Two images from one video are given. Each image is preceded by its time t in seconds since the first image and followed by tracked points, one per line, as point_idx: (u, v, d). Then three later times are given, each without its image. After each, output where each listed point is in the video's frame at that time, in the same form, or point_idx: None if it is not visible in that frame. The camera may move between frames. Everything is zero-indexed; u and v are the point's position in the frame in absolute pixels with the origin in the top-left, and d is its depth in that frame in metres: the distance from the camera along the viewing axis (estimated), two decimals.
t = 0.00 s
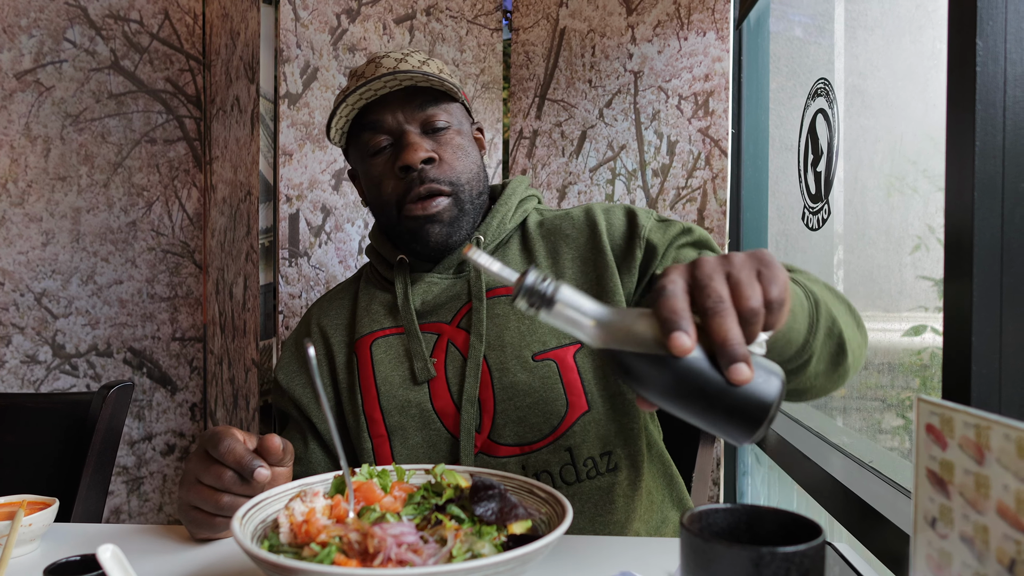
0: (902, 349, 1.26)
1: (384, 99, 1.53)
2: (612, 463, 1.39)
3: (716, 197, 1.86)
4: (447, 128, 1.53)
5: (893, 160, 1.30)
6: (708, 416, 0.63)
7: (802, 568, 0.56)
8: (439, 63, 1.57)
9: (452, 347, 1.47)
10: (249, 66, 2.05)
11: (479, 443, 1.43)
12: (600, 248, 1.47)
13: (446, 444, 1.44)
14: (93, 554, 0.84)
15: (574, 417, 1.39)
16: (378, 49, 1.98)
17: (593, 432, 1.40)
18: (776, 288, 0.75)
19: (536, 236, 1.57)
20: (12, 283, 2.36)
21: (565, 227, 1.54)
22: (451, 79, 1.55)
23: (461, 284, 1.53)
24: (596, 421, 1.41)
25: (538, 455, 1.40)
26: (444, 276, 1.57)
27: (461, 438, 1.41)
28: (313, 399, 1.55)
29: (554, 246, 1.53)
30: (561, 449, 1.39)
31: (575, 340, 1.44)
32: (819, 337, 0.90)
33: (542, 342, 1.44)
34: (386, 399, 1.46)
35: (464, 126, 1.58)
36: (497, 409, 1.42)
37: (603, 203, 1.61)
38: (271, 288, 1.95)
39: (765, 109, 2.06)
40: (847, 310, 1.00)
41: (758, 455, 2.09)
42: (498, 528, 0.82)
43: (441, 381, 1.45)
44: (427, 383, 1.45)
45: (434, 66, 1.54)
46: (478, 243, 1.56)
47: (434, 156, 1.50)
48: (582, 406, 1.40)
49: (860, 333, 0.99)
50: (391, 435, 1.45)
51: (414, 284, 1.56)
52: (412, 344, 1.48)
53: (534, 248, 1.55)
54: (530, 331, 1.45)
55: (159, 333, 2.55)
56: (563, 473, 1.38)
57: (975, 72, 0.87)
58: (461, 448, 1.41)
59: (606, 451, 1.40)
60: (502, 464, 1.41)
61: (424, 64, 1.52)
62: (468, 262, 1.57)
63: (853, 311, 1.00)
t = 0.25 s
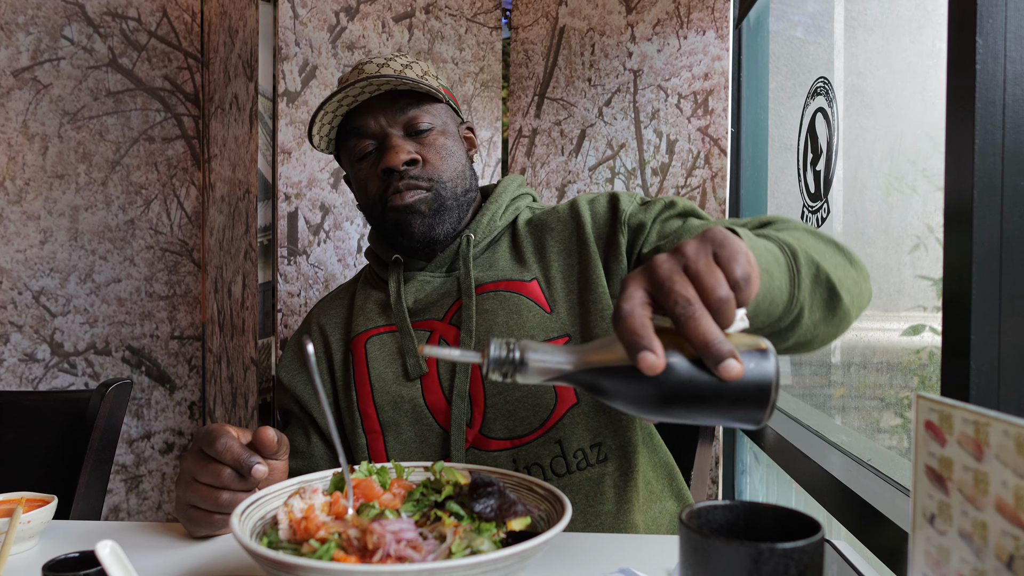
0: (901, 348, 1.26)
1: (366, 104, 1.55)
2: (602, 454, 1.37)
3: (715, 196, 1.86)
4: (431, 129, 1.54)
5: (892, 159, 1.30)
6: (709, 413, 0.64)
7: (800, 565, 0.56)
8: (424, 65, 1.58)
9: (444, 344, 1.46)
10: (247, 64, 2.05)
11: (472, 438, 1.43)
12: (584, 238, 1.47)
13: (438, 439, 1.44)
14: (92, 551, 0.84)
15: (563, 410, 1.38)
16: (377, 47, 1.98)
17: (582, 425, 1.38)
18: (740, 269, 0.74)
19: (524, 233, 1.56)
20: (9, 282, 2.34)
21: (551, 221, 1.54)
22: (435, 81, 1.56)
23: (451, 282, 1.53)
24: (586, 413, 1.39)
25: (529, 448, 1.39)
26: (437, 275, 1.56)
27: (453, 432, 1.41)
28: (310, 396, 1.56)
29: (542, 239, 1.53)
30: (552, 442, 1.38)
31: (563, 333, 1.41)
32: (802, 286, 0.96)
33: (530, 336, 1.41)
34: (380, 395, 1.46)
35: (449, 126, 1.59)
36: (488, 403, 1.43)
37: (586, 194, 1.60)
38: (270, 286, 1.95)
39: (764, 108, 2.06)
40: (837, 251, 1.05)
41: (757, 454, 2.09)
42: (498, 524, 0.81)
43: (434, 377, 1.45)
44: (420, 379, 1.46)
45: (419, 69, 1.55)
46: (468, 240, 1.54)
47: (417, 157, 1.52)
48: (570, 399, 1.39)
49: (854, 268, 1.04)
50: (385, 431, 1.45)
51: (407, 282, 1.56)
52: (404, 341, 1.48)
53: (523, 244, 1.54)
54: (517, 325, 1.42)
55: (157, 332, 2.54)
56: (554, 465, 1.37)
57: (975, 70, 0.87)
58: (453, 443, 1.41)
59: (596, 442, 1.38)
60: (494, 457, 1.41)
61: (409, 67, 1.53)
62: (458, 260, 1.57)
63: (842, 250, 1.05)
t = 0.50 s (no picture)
0: (901, 346, 1.26)
1: (359, 104, 1.55)
2: (601, 447, 1.37)
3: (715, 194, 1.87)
4: (424, 127, 1.53)
5: (893, 157, 1.29)
6: (700, 392, 0.64)
7: (801, 560, 0.55)
8: (417, 62, 1.57)
9: (443, 340, 1.47)
10: (247, 60, 2.05)
11: (471, 434, 1.43)
12: (578, 230, 1.46)
13: (438, 435, 1.44)
14: (93, 545, 0.84)
15: (561, 404, 1.38)
16: (377, 43, 1.98)
17: (580, 419, 1.39)
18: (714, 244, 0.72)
19: (521, 229, 1.56)
20: (9, 278, 2.34)
21: (546, 215, 1.53)
22: (428, 79, 1.56)
23: (450, 279, 1.53)
24: (584, 407, 1.39)
25: (528, 442, 1.39)
26: (437, 272, 1.56)
27: (452, 428, 1.41)
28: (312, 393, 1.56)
29: (538, 234, 1.52)
30: (551, 436, 1.38)
31: (560, 327, 1.41)
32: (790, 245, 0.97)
33: (528, 331, 1.41)
34: (380, 392, 1.46)
35: (444, 123, 1.57)
36: (487, 398, 1.42)
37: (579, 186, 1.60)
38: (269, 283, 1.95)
39: (765, 106, 2.06)
40: (827, 213, 1.11)
41: (757, 451, 2.09)
42: (497, 520, 0.81)
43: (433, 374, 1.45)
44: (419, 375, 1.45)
45: (412, 66, 1.55)
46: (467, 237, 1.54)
47: (411, 156, 1.51)
48: (569, 393, 1.39)
49: (844, 227, 1.09)
50: (386, 428, 1.46)
51: (406, 280, 1.55)
52: (404, 339, 1.48)
53: (519, 240, 1.54)
54: (515, 320, 1.42)
55: (157, 329, 2.54)
56: (554, 459, 1.37)
57: (978, 66, 0.86)
58: (452, 439, 1.41)
59: (595, 437, 1.38)
60: (493, 452, 1.41)
61: (401, 66, 1.52)
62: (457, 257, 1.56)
63: (830, 211, 1.11)
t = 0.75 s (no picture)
0: (900, 345, 1.26)
1: (356, 104, 1.55)
2: (600, 447, 1.37)
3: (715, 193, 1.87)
4: (422, 127, 1.53)
5: (893, 157, 1.29)
6: (691, 392, 0.64)
7: (799, 561, 0.55)
8: (414, 61, 1.57)
9: (441, 340, 1.47)
10: (247, 59, 2.04)
11: (470, 433, 1.43)
12: (576, 229, 1.46)
13: (437, 435, 1.44)
14: (93, 545, 0.84)
15: (560, 404, 1.38)
16: (377, 42, 1.97)
17: (579, 418, 1.39)
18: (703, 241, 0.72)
19: (519, 229, 1.56)
20: (9, 277, 2.34)
21: (544, 214, 1.53)
22: (426, 78, 1.56)
23: (449, 279, 1.53)
24: (583, 406, 1.40)
25: (527, 442, 1.39)
26: (436, 272, 1.56)
27: (451, 427, 1.41)
28: (311, 391, 1.56)
29: (536, 234, 1.52)
30: (550, 435, 1.38)
31: (559, 326, 1.41)
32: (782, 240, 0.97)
33: (526, 330, 1.41)
34: (379, 392, 1.47)
35: (441, 122, 1.57)
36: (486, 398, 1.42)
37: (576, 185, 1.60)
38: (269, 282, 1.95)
39: (764, 105, 2.06)
40: (823, 209, 1.12)
41: (756, 451, 2.09)
42: (496, 520, 0.82)
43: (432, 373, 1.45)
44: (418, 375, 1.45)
45: (410, 66, 1.54)
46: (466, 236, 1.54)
47: (410, 155, 1.51)
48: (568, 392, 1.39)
49: (840, 223, 1.10)
50: (385, 428, 1.46)
51: (405, 279, 1.55)
52: (403, 338, 1.48)
53: (517, 240, 1.54)
54: (513, 320, 1.42)
55: (157, 328, 2.54)
56: (552, 459, 1.37)
57: (977, 66, 0.86)
58: (451, 439, 1.41)
59: (594, 436, 1.38)
60: (492, 452, 1.41)
61: (400, 65, 1.52)
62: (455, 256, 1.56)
63: (826, 206, 1.12)
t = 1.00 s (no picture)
0: (901, 346, 1.26)
1: (354, 106, 1.54)
2: (600, 447, 1.37)
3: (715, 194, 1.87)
4: (422, 128, 1.52)
5: (893, 157, 1.29)
6: (700, 388, 0.63)
7: (799, 563, 0.55)
8: (414, 61, 1.57)
9: (441, 340, 1.46)
10: (247, 59, 2.04)
11: (470, 434, 1.43)
12: (576, 228, 1.46)
13: (437, 435, 1.44)
14: (91, 546, 0.83)
15: (560, 404, 1.38)
16: (377, 43, 1.97)
17: (579, 418, 1.38)
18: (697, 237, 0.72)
19: (518, 228, 1.56)
20: (9, 277, 2.34)
21: (543, 214, 1.53)
22: (425, 78, 1.56)
23: (449, 278, 1.52)
24: (582, 406, 1.39)
25: (527, 443, 1.39)
26: (436, 271, 1.56)
27: (451, 428, 1.41)
28: (311, 391, 1.56)
29: (536, 233, 1.52)
30: (549, 436, 1.38)
31: (559, 326, 1.41)
32: (782, 234, 0.98)
33: (526, 330, 1.41)
34: (379, 392, 1.47)
35: (440, 122, 1.57)
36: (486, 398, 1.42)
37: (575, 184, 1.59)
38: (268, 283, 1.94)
39: (764, 105, 2.06)
40: (823, 201, 1.12)
41: (756, 451, 2.09)
42: (496, 521, 0.81)
43: (432, 373, 1.45)
44: (417, 376, 1.45)
45: (410, 65, 1.54)
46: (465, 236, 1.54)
47: (409, 155, 1.51)
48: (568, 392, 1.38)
49: (841, 215, 1.09)
50: (385, 428, 1.46)
51: (404, 278, 1.55)
52: (402, 338, 1.48)
53: (517, 240, 1.54)
54: (513, 320, 1.42)
55: (157, 328, 2.54)
56: (553, 459, 1.36)
57: (976, 67, 0.86)
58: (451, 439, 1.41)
59: (594, 437, 1.38)
60: (492, 453, 1.41)
61: (400, 65, 1.51)
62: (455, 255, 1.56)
63: (827, 199, 1.12)
